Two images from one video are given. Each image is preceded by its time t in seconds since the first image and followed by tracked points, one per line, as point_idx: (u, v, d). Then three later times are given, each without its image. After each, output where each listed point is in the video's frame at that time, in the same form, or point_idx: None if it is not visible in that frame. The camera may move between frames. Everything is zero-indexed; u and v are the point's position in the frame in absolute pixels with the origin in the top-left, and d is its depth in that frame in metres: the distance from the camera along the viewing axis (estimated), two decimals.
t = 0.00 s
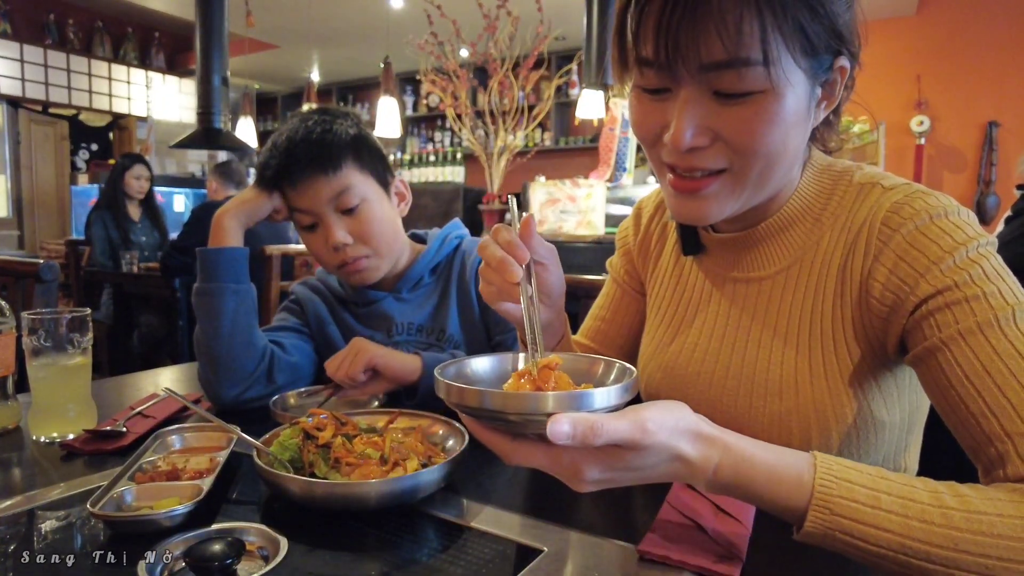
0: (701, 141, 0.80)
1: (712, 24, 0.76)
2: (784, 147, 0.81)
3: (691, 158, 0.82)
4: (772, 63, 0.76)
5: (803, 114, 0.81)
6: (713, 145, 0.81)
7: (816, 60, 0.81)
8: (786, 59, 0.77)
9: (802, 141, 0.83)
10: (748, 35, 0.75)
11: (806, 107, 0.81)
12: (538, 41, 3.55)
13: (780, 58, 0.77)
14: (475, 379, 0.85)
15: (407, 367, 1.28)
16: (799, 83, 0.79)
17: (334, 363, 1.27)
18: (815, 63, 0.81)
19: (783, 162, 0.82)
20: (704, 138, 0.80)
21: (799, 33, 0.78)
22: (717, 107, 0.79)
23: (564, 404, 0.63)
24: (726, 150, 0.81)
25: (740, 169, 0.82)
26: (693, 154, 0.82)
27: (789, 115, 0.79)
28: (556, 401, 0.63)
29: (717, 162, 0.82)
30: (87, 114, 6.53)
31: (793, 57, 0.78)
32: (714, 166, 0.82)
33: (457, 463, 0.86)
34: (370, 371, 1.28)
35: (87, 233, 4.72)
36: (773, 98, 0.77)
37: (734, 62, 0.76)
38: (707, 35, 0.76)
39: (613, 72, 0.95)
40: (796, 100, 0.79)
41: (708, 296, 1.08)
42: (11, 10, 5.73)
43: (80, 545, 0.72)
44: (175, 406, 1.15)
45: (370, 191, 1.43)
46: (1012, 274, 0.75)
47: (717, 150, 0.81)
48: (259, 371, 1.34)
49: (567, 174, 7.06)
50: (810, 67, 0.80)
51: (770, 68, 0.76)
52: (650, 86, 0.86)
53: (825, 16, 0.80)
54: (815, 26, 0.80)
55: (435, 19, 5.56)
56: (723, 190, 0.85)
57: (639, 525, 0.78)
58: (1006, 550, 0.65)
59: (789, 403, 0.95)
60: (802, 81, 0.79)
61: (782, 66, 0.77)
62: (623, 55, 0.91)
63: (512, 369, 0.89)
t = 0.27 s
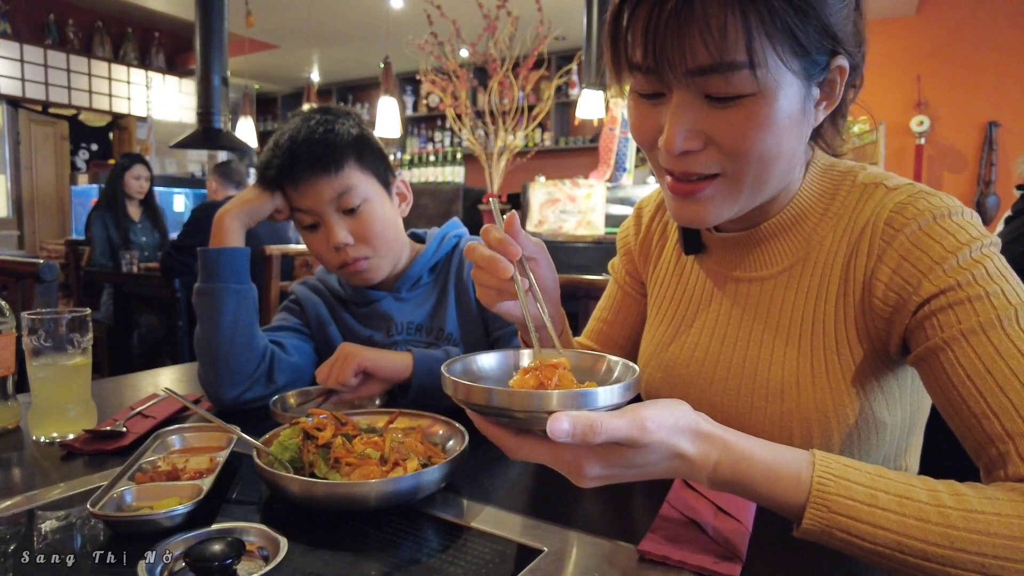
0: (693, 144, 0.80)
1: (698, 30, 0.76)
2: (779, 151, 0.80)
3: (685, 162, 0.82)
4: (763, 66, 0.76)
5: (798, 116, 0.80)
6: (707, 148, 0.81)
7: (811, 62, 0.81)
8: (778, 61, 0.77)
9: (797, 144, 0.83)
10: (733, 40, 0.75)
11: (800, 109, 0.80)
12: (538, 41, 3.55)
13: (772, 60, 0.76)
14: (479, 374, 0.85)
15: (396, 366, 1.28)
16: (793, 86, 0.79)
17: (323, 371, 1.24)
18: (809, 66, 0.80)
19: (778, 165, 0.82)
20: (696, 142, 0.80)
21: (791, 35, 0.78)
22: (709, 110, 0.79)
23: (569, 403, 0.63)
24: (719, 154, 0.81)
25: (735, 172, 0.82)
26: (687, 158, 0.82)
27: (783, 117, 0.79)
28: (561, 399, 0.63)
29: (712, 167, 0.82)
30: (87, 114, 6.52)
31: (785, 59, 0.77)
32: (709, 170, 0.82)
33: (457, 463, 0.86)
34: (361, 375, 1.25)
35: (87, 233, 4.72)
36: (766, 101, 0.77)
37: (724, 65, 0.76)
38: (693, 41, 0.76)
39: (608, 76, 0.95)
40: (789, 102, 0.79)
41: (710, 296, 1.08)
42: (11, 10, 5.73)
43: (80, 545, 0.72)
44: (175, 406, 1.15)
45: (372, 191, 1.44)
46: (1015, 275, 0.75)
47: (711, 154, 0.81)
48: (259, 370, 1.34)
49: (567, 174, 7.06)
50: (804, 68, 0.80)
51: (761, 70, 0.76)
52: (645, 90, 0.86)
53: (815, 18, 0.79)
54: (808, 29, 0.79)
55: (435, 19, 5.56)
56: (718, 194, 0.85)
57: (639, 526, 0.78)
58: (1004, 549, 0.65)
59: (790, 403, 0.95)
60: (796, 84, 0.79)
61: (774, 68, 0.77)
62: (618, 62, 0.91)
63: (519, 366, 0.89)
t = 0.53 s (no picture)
0: (682, 148, 0.82)
1: (675, 41, 0.77)
2: (768, 152, 0.81)
3: (676, 164, 0.84)
4: (747, 69, 0.77)
5: (788, 117, 0.81)
6: (696, 153, 0.82)
7: (800, 63, 0.81)
8: (763, 64, 0.77)
9: (789, 144, 0.83)
10: (710, 47, 0.76)
11: (790, 109, 0.80)
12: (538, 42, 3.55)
13: (757, 64, 0.77)
14: (483, 383, 0.86)
15: (389, 366, 1.25)
16: (782, 87, 0.79)
17: (318, 375, 1.21)
18: (797, 66, 0.80)
19: (769, 166, 0.82)
20: (685, 147, 0.81)
21: (777, 35, 0.77)
22: (697, 114, 0.80)
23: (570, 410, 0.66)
24: (708, 158, 0.82)
25: (725, 175, 0.83)
26: (678, 162, 0.83)
27: (771, 119, 0.79)
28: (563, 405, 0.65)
29: (701, 172, 0.83)
30: (88, 114, 6.53)
31: (770, 62, 0.77)
32: (698, 175, 0.83)
33: (457, 462, 0.87)
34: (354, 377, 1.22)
35: (88, 234, 4.73)
36: (752, 104, 0.78)
37: (708, 70, 0.77)
38: (671, 51, 0.78)
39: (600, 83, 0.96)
40: (777, 104, 0.79)
41: (712, 294, 1.09)
42: (13, 11, 5.74)
43: (81, 545, 0.73)
44: (175, 406, 1.16)
45: (374, 191, 1.44)
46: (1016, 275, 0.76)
47: (701, 158, 0.82)
48: (262, 370, 1.35)
49: (567, 175, 7.08)
50: (793, 69, 0.80)
51: (745, 74, 0.77)
52: (638, 97, 0.87)
53: (795, 18, 0.78)
54: (797, 29, 0.79)
55: (435, 20, 5.57)
56: (711, 196, 0.85)
57: (639, 525, 0.78)
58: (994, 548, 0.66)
59: (790, 402, 0.96)
60: (785, 85, 0.79)
61: (759, 71, 0.77)
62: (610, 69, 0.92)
63: (522, 373, 0.90)
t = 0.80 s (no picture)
0: (678, 152, 0.82)
1: (668, 46, 0.78)
2: (763, 154, 0.81)
3: (673, 167, 0.84)
4: (740, 73, 0.77)
5: (783, 118, 0.81)
6: (693, 156, 0.82)
7: (794, 64, 0.81)
8: (756, 67, 0.77)
9: (786, 145, 0.83)
10: (699, 51, 0.77)
11: (786, 111, 0.81)
12: (538, 42, 3.56)
13: (748, 68, 0.77)
14: (496, 375, 0.88)
15: (390, 371, 1.26)
16: (776, 89, 0.79)
17: (318, 376, 1.22)
18: (791, 66, 0.81)
19: (765, 167, 0.83)
20: (681, 150, 0.82)
21: (770, 36, 0.78)
22: (693, 118, 0.81)
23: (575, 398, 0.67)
24: (704, 161, 0.82)
25: (722, 178, 0.83)
26: (675, 165, 0.84)
27: (766, 121, 0.79)
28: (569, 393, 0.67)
29: (698, 175, 0.84)
30: (90, 115, 6.53)
31: (763, 64, 0.78)
32: (696, 178, 0.84)
33: (457, 462, 0.87)
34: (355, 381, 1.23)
35: (89, 234, 4.74)
36: (747, 107, 0.78)
37: (701, 75, 0.77)
38: (660, 56, 0.79)
39: (598, 86, 0.96)
40: (772, 105, 0.79)
41: (714, 294, 1.09)
42: (14, 11, 5.74)
43: (82, 545, 0.73)
44: (176, 406, 1.16)
45: (371, 194, 1.44)
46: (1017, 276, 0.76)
47: (697, 161, 0.82)
48: (260, 370, 1.35)
49: (567, 175, 7.08)
50: (786, 71, 0.80)
51: (738, 78, 0.77)
52: (634, 103, 0.88)
53: (786, 19, 0.78)
54: (789, 30, 0.79)
55: (435, 20, 5.58)
56: (708, 198, 0.86)
57: (639, 525, 0.78)
58: (983, 543, 0.66)
59: (792, 401, 0.96)
60: (778, 86, 0.80)
61: (752, 74, 0.78)
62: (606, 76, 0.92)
63: (536, 369, 0.92)
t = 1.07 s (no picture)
0: (671, 156, 0.83)
1: (658, 52, 0.79)
2: (755, 158, 0.82)
3: (666, 170, 0.85)
4: (730, 78, 0.78)
5: (774, 123, 0.81)
6: (685, 160, 0.83)
7: (786, 70, 0.81)
8: (746, 73, 0.78)
9: (778, 149, 0.84)
10: (688, 56, 0.77)
11: (777, 115, 0.81)
12: (538, 42, 3.56)
13: (738, 73, 0.78)
14: (504, 374, 0.88)
15: (393, 372, 1.26)
16: (767, 95, 0.80)
17: (320, 375, 1.22)
18: (783, 71, 0.81)
19: (757, 172, 0.83)
20: (673, 154, 0.83)
21: (762, 40, 0.78)
22: (685, 122, 0.81)
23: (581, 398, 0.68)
24: (696, 165, 0.83)
25: (715, 182, 0.84)
26: (668, 168, 0.85)
27: (756, 126, 0.80)
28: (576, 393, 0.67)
29: (689, 179, 0.85)
30: (90, 115, 6.54)
31: (753, 70, 0.78)
32: (688, 182, 0.85)
33: (457, 462, 0.88)
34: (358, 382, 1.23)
35: (90, 234, 4.74)
36: (737, 112, 0.79)
37: (690, 80, 0.78)
38: (650, 63, 0.80)
39: (595, 88, 0.97)
40: (763, 110, 0.80)
41: (713, 294, 1.10)
42: (15, 12, 5.74)
43: (82, 544, 0.73)
44: (176, 406, 1.16)
45: (375, 199, 1.45)
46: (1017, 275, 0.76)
47: (689, 165, 0.83)
48: (258, 371, 1.35)
49: (567, 175, 7.08)
50: (778, 76, 0.80)
51: (727, 83, 0.78)
52: (629, 105, 0.89)
53: (784, 24, 0.79)
54: (781, 37, 0.79)
55: (435, 20, 5.58)
56: (700, 202, 0.87)
57: (640, 524, 0.79)
58: (976, 542, 0.66)
59: (792, 401, 0.96)
60: (770, 91, 0.80)
61: (742, 79, 0.78)
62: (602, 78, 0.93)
63: (542, 369, 0.91)
